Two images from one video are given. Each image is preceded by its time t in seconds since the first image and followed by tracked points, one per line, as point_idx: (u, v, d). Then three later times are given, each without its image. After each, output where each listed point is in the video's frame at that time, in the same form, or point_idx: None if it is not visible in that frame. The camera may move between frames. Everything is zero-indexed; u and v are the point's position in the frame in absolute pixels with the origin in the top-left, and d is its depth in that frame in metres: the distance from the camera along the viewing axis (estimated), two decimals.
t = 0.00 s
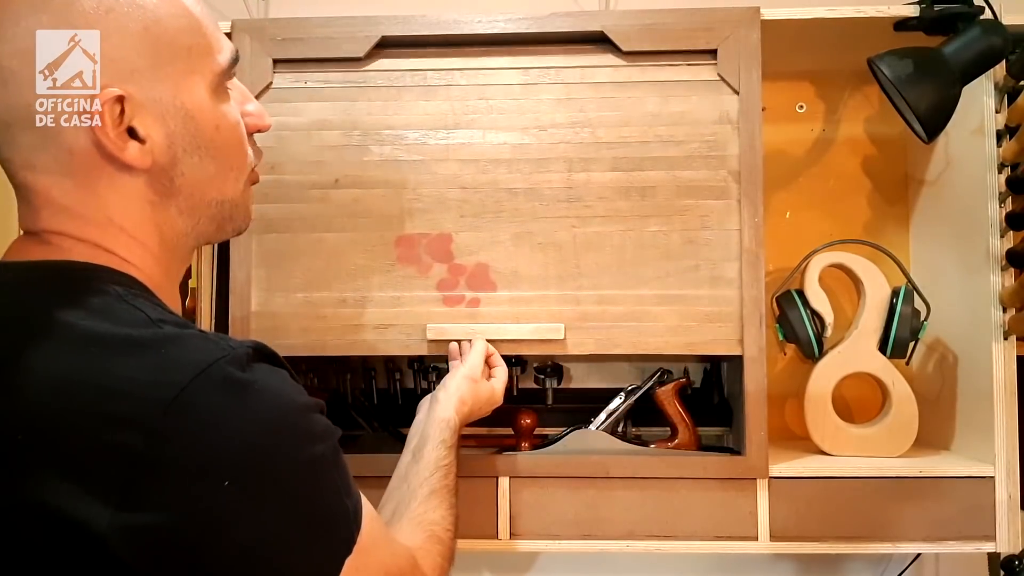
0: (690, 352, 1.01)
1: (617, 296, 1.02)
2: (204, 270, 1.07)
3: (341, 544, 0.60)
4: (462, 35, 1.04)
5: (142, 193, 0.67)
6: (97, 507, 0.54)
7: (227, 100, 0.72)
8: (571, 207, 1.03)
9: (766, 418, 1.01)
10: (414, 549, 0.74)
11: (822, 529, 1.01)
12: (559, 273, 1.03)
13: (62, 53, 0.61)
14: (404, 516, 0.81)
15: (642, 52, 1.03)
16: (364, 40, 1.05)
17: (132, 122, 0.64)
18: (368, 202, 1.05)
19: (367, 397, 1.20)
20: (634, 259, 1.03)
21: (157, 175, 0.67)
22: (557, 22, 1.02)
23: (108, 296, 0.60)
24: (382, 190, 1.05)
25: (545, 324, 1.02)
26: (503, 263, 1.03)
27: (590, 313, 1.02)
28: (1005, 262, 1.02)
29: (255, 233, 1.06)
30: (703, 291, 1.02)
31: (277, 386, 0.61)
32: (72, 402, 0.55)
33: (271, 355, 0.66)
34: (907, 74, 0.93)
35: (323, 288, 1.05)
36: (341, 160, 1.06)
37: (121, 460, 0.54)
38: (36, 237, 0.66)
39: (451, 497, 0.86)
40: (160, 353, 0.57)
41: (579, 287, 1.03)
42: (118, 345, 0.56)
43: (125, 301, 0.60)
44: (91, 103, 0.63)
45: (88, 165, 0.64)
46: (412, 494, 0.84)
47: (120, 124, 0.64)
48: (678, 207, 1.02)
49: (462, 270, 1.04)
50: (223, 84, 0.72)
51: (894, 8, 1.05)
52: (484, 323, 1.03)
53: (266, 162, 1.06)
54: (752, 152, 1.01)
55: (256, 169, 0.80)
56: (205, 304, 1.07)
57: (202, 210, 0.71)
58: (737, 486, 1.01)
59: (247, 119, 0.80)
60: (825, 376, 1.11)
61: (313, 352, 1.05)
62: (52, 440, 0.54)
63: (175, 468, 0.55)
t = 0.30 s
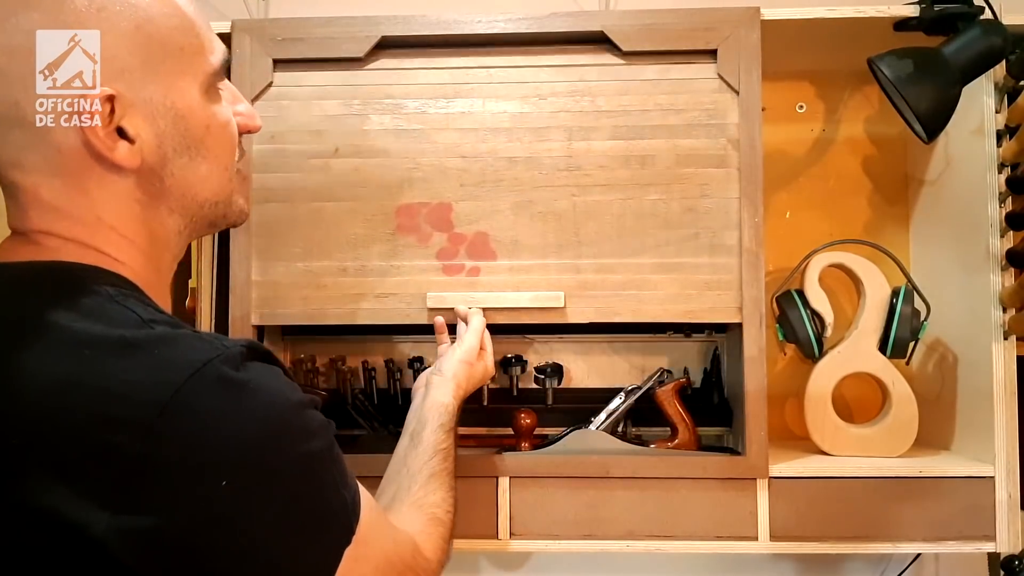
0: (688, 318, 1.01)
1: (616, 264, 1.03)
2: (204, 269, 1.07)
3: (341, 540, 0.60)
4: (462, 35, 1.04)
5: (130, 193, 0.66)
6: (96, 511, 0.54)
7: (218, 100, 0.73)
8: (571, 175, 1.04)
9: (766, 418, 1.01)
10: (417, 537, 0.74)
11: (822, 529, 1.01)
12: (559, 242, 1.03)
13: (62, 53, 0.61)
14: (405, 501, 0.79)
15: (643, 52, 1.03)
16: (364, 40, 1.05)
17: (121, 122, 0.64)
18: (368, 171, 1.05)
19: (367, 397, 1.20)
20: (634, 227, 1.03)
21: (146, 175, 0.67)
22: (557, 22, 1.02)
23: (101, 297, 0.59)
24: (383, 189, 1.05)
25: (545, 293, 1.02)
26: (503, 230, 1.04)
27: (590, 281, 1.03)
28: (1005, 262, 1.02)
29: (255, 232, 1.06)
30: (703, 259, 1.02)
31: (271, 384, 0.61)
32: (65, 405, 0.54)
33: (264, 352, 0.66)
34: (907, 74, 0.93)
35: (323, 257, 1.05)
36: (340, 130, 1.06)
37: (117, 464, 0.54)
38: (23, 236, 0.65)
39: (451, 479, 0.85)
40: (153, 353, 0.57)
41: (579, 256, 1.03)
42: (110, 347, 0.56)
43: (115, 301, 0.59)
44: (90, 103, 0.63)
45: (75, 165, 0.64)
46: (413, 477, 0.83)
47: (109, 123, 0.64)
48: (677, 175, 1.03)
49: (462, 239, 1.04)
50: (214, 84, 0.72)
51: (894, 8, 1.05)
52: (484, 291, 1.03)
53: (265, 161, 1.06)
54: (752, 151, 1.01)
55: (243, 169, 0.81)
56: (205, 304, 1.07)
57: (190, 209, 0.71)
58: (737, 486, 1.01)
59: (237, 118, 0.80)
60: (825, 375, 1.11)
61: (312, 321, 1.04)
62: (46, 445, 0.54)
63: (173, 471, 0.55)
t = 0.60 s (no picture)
0: (688, 307, 1.01)
1: (616, 253, 1.03)
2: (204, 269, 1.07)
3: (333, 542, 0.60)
4: (462, 35, 1.04)
5: (109, 193, 0.65)
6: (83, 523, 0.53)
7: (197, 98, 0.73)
8: (570, 162, 1.04)
9: (766, 418, 1.01)
10: (409, 531, 0.72)
11: (822, 529, 1.01)
12: (559, 229, 1.04)
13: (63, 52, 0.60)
14: (395, 492, 0.77)
15: (643, 52, 1.03)
16: (364, 40, 1.05)
17: (102, 118, 0.63)
18: (368, 158, 1.05)
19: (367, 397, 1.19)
20: (634, 214, 1.03)
21: (127, 173, 0.66)
22: (557, 22, 1.02)
23: (83, 302, 0.58)
24: (383, 190, 1.05)
25: (545, 280, 1.02)
26: (503, 218, 1.04)
27: (590, 268, 1.03)
28: (1005, 261, 1.02)
29: (255, 232, 1.06)
30: (704, 246, 1.02)
31: (257, 387, 0.60)
32: (46, 415, 0.54)
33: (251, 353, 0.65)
34: (907, 74, 0.93)
35: (323, 246, 1.06)
36: (339, 117, 1.06)
37: (102, 473, 0.54)
38: None
39: (443, 468, 0.83)
40: (136, 359, 0.56)
41: (579, 244, 1.03)
42: (93, 353, 0.55)
43: (97, 305, 0.59)
44: (91, 103, 0.62)
45: (54, 162, 0.62)
46: (405, 467, 0.80)
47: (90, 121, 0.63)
48: (678, 162, 1.03)
49: (462, 227, 1.04)
50: (194, 82, 0.72)
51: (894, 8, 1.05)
52: (484, 279, 1.03)
53: (265, 161, 1.06)
54: (752, 151, 1.01)
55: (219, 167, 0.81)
56: (205, 304, 1.08)
57: (169, 208, 0.71)
58: (737, 486, 1.01)
59: (217, 117, 0.80)
60: (825, 375, 1.11)
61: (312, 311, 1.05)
62: (29, 456, 0.53)
63: (160, 479, 0.54)
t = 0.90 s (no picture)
0: (688, 272, 1.02)
1: (617, 220, 1.03)
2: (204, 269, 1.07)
3: (325, 537, 0.60)
4: (462, 35, 1.04)
5: (93, 193, 0.64)
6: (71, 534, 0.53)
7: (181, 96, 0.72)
8: (570, 130, 1.04)
9: (766, 418, 1.01)
10: (413, 501, 0.72)
11: (822, 529, 1.01)
12: (559, 198, 1.04)
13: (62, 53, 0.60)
14: (401, 463, 0.77)
15: (643, 52, 1.03)
16: (364, 40, 1.05)
17: (82, 117, 0.62)
18: (368, 127, 1.06)
19: (367, 397, 1.19)
20: (633, 181, 1.03)
21: (110, 172, 0.65)
22: (557, 21, 1.02)
23: (63, 308, 0.58)
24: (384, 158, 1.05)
25: (545, 248, 1.03)
26: (503, 186, 1.04)
27: (589, 236, 1.04)
28: (1006, 261, 1.02)
29: (255, 231, 1.06)
30: (704, 213, 1.03)
31: (241, 388, 0.60)
32: (26, 428, 0.53)
33: (235, 353, 0.64)
34: (907, 74, 0.93)
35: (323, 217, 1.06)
36: (340, 86, 1.06)
37: (87, 483, 0.53)
38: None
39: (449, 438, 0.83)
40: (117, 367, 0.55)
41: (579, 212, 1.04)
42: (74, 361, 0.55)
43: (78, 311, 0.58)
44: (90, 103, 0.63)
45: (36, 162, 0.61)
46: (411, 438, 0.81)
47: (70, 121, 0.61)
48: (678, 130, 1.03)
49: (462, 195, 1.05)
50: (178, 81, 0.71)
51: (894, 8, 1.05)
52: (484, 247, 1.04)
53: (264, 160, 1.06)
54: (752, 151, 1.01)
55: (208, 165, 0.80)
56: (205, 304, 1.08)
57: (154, 208, 0.70)
58: (737, 486, 1.01)
59: (202, 114, 0.80)
60: (825, 375, 1.11)
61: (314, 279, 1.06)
62: (12, 470, 0.53)
63: (145, 487, 0.54)
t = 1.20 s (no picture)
0: (688, 248, 1.02)
1: (617, 194, 1.03)
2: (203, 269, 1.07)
3: (327, 526, 0.59)
4: (462, 35, 1.04)
5: (90, 193, 0.64)
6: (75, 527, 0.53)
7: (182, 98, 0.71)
8: (570, 105, 1.04)
9: (766, 418, 1.01)
10: (422, 477, 0.71)
11: (822, 529, 1.01)
12: (559, 172, 1.04)
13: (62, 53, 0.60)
14: (409, 441, 0.76)
15: (643, 52, 1.03)
16: (364, 40, 1.05)
17: (79, 117, 0.62)
18: (367, 102, 1.06)
19: (367, 397, 1.19)
20: (633, 155, 1.03)
21: (107, 174, 0.64)
22: (557, 21, 1.02)
23: (66, 305, 0.57)
24: (383, 132, 1.05)
25: (545, 222, 1.02)
26: (503, 160, 1.04)
27: (589, 211, 1.03)
28: (1005, 261, 1.02)
29: (255, 231, 1.06)
30: (703, 188, 1.02)
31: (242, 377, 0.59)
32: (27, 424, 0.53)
33: (235, 343, 0.64)
34: (907, 74, 0.93)
35: (323, 187, 1.06)
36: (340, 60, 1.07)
37: (94, 476, 0.53)
38: None
39: (456, 413, 0.82)
40: (119, 361, 0.55)
41: (579, 186, 1.04)
42: (76, 357, 0.54)
43: (78, 307, 0.58)
44: (91, 103, 0.63)
45: (33, 161, 0.61)
46: (418, 414, 0.79)
47: (66, 121, 0.61)
48: (678, 104, 1.03)
49: (462, 169, 1.04)
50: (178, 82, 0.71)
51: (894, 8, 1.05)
52: (484, 221, 1.03)
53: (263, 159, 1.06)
54: (752, 152, 1.01)
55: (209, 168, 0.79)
56: (205, 304, 1.07)
57: (153, 210, 0.69)
58: (737, 486, 1.01)
59: (205, 116, 0.79)
60: (825, 375, 1.11)
61: (312, 251, 1.05)
62: (17, 465, 0.53)
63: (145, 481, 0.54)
